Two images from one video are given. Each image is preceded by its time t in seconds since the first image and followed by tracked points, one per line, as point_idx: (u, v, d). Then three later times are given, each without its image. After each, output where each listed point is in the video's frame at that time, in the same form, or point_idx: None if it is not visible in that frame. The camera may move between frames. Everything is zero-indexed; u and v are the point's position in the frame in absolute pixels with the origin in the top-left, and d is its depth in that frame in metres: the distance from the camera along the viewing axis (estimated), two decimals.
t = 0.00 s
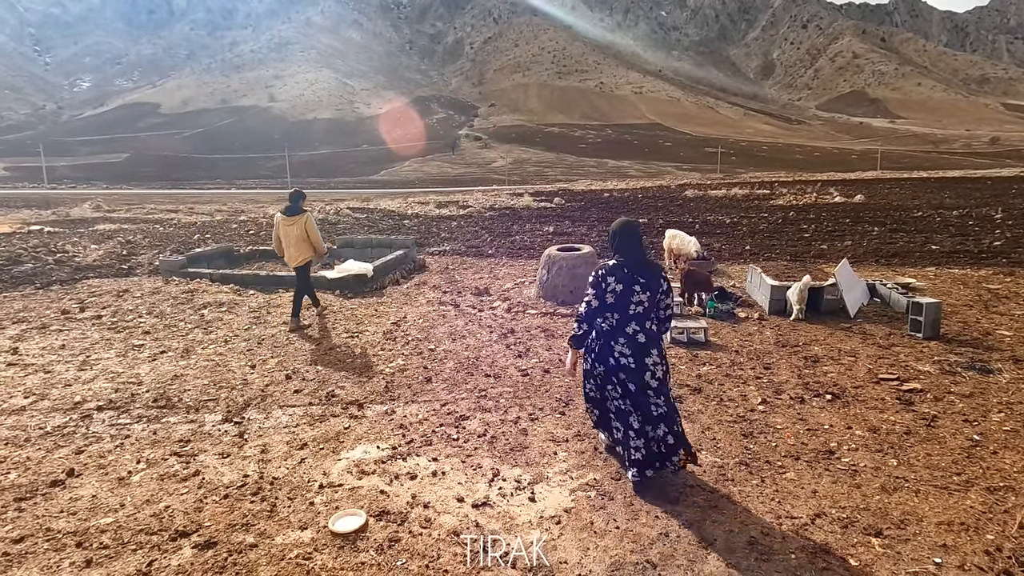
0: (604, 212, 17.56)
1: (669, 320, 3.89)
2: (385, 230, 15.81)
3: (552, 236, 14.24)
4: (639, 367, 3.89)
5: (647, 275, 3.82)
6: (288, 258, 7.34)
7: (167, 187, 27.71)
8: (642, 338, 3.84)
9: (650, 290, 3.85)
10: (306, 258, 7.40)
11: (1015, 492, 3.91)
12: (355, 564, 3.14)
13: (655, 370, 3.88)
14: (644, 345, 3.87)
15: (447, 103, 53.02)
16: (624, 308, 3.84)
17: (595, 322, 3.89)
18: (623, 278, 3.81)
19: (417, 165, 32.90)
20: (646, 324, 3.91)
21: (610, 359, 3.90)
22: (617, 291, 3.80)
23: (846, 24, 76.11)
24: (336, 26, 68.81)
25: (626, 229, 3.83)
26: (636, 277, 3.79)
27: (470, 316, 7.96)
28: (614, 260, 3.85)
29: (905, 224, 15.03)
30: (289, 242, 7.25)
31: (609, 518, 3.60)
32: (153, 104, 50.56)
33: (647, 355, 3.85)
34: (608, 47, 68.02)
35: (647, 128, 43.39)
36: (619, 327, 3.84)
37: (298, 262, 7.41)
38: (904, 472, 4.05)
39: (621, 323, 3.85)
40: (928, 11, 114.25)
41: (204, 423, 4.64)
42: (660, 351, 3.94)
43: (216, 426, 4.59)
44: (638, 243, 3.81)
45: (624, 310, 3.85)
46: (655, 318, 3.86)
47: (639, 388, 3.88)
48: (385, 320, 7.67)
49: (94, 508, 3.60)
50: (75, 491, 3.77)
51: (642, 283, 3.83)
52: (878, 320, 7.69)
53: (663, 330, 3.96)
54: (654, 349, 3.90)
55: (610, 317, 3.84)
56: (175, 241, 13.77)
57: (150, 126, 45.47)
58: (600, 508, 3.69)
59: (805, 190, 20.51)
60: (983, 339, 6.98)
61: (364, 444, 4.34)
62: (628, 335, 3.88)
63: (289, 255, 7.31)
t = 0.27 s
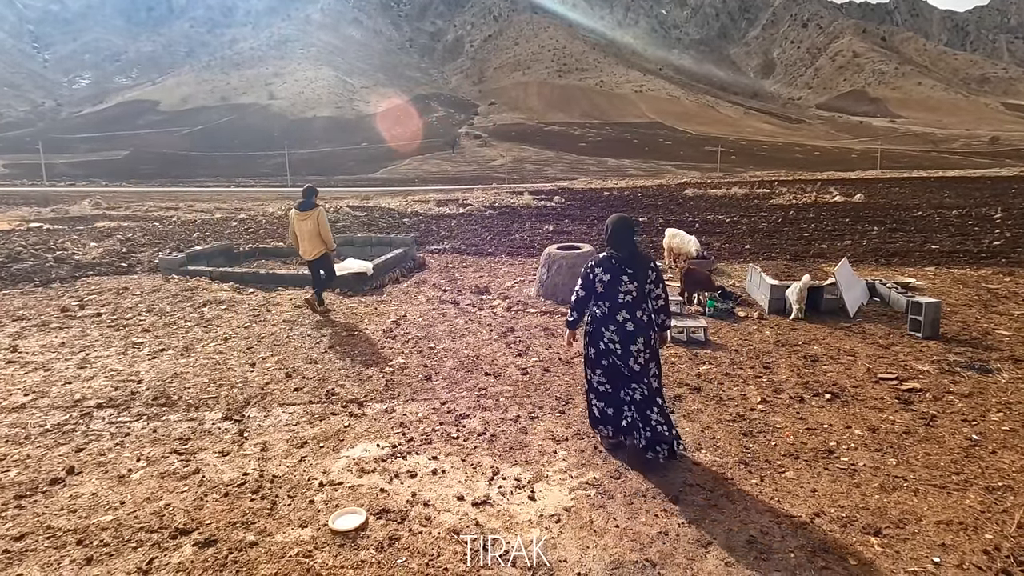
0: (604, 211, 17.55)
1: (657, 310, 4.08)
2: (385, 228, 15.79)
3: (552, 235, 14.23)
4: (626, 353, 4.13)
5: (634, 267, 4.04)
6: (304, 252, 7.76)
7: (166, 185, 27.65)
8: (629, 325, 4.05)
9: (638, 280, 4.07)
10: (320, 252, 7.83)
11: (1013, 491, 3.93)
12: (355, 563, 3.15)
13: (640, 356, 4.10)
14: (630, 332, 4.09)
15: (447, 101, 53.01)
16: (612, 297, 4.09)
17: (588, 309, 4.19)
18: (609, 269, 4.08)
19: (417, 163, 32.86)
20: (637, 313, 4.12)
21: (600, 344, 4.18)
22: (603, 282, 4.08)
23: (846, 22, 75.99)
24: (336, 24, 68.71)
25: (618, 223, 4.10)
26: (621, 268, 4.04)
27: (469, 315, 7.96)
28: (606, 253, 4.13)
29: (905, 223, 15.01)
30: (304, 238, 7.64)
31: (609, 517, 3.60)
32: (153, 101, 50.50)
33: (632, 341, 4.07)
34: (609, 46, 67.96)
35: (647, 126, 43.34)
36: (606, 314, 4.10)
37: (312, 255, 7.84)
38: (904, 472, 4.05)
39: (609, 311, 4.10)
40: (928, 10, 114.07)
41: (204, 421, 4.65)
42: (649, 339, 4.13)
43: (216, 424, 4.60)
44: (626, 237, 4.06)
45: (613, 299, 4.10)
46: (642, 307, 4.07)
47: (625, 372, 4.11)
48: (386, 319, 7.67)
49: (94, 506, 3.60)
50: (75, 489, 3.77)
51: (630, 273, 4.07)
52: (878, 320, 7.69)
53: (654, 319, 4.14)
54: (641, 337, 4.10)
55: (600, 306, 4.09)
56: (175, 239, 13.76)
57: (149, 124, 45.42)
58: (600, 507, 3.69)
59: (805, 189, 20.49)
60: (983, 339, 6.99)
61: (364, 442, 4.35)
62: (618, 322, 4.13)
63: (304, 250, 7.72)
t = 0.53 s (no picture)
0: (603, 210, 17.55)
1: (658, 304, 4.34)
2: (384, 227, 15.80)
3: (551, 234, 14.23)
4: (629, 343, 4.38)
5: (637, 264, 4.31)
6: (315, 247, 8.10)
7: (166, 182, 27.66)
8: (632, 318, 4.31)
9: (640, 275, 4.33)
10: (331, 248, 8.18)
11: (1011, 490, 3.94)
12: (353, 561, 3.16)
13: (642, 346, 4.35)
14: (633, 323, 4.34)
15: (446, 99, 52.97)
16: (616, 291, 4.36)
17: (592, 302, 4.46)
18: (613, 264, 4.34)
19: (416, 161, 32.86)
20: (640, 306, 4.38)
21: (603, 335, 4.44)
22: (607, 276, 4.33)
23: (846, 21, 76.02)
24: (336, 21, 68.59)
25: (623, 222, 4.37)
26: (625, 263, 4.30)
27: (469, 314, 7.96)
28: (611, 250, 4.39)
29: (903, 223, 15.05)
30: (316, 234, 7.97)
31: (608, 516, 3.61)
32: (152, 99, 50.44)
33: (635, 333, 4.33)
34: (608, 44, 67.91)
35: (646, 125, 43.35)
36: (611, 307, 4.36)
37: (323, 250, 8.21)
38: (902, 471, 4.06)
39: (613, 304, 4.36)
40: (927, 10, 114.16)
41: (203, 419, 4.65)
42: (651, 331, 4.37)
43: (214, 423, 4.59)
44: (630, 234, 4.32)
45: (617, 293, 4.36)
46: (645, 301, 4.32)
47: (625, 361, 4.37)
48: (384, 317, 7.67)
49: (93, 503, 3.61)
50: (73, 487, 3.77)
51: (633, 269, 4.33)
52: (876, 319, 7.72)
53: (656, 313, 4.39)
54: (643, 329, 4.35)
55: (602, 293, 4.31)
56: (173, 236, 13.76)
57: (148, 121, 45.36)
58: (598, 506, 3.70)
59: (804, 188, 20.52)
60: (981, 338, 7.01)
61: (363, 440, 4.35)
62: (622, 315, 4.38)
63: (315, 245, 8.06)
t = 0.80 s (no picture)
0: (603, 209, 17.55)
1: (672, 302, 4.56)
2: (383, 226, 15.80)
3: (551, 233, 14.24)
4: (642, 336, 4.64)
5: (655, 264, 4.53)
6: (335, 243, 8.64)
7: (166, 180, 27.64)
8: (646, 314, 4.55)
9: (656, 275, 4.55)
10: (350, 244, 8.72)
11: (1009, 491, 3.95)
12: (352, 561, 3.15)
13: (654, 340, 4.62)
14: (647, 319, 4.58)
15: (446, 98, 52.95)
16: (633, 287, 4.58)
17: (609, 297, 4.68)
18: (633, 263, 4.55)
19: (416, 160, 32.85)
20: (654, 303, 4.62)
21: (618, 327, 4.70)
22: (626, 274, 4.55)
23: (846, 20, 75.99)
24: (335, 19, 68.52)
25: (643, 223, 4.56)
26: (643, 264, 4.51)
27: (468, 313, 7.97)
28: (630, 249, 4.59)
29: (902, 223, 15.06)
30: (337, 231, 8.49)
31: (607, 517, 3.61)
32: (151, 97, 50.40)
33: (648, 329, 4.58)
34: (608, 43, 67.87)
35: (646, 124, 43.34)
36: (627, 304, 4.58)
37: (343, 248, 8.72)
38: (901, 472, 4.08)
39: (629, 301, 4.58)
40: (927, 10, 114.02)
41: (201, 418, 4.65)
42: (663, 327, 4.62)
43: (213, 422, 4.59)
44: (649, 235, 4.52)
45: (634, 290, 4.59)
46: (661, 300, 4.54)
47: (638, 354, 4.65)
48: (383, 316, 7.68)
49: (91, 503, 3.60)
50: (72, 486, 3.77)
51: (650, 269, 4.55)
52: (875, 320, 7.72)
53: (670, 309, 4.63)
54: (656, 324, 4.60)
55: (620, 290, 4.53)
56: (173, 235, 13.77)
57: (147, 119, 45.32)
58: (597, 506, 3.70)
59: (804, 188, 20.52)
60: (980, 339, 7.02)
61: (361, 440, 4.35)
62: (638, 310, 4.62)
63: (336, 242, 8.61)
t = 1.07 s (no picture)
0: (603, 207, 17.54)
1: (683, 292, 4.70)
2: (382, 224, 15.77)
3: (551, 232, 14.21)
4: (650, 322, 4.79)
5: (669, 254, 4.69)
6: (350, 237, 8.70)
7: (166, 179, 27.61)
8: (656, 301, 4.70)
9: (670, 265, 4.70)
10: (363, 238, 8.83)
11: (1011, 491, 3.94)
12: (349, 562, 3.13)
13: (661, 326, 4.75)
14: (655, 307, 4.72)
15: (446, 96, 52.87)
16: (646, 275, 4.73)
17: (624, 283, 4.85)
18: (647, 252, 4.71)
19: (416, 158, 32.83)
20: (666, 292, 4.76)
21: (630, 314, 4.86)
22: (641, 262, 4.72)
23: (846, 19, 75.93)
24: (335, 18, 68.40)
25: (661, 215, 4.74)
26: (656, 253, 4.68)
27: (467, 312, 7.94)
28: (648, 239, 4.77)
29: (902, 222, 15.05)
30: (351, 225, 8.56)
31: (606, 516, 3.59)
32: (150, 95, 50.33)
33: (657, 316, 4.72)
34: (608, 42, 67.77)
35: (646, 123, 43.29)
36: (638, 290, 4.75)
37: (356, 241, 8.82)
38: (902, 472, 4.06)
39: (640, 288, 4.75)
40: (926, 9, 113.94)
41: (199, 417, 4.62)
42: (673, 316, 4.76)
43: (211, 421, 4.56)
44: (666, 227, 4.69)
45: (647, 278, 4.74)
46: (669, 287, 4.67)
47: (648, 341, 4.78)
48: (382, 315, 7.65)
49: (87, 502, 3.58)
50: (67, 486, 3.75)
51: (665, 259, 4.70)
52: (876, 319, 7.70)
53: (681, 299, 4.75)
54: (666, 313, 4.74)
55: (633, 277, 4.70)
56: (172, 233, 13.74)
57: (147, 117, 45.27)
58: (596, 506, 3.68)
59: (804, 187, 20.51)
60: (980, 338, 7.01)
61: (360, 439, 4.33)
62: (649, 299, 4.77)
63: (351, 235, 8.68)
